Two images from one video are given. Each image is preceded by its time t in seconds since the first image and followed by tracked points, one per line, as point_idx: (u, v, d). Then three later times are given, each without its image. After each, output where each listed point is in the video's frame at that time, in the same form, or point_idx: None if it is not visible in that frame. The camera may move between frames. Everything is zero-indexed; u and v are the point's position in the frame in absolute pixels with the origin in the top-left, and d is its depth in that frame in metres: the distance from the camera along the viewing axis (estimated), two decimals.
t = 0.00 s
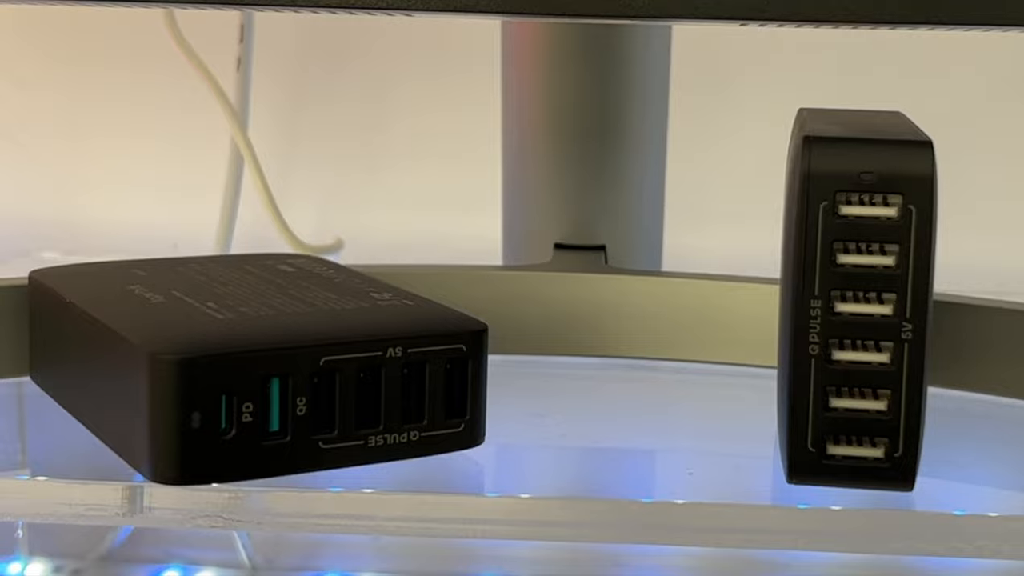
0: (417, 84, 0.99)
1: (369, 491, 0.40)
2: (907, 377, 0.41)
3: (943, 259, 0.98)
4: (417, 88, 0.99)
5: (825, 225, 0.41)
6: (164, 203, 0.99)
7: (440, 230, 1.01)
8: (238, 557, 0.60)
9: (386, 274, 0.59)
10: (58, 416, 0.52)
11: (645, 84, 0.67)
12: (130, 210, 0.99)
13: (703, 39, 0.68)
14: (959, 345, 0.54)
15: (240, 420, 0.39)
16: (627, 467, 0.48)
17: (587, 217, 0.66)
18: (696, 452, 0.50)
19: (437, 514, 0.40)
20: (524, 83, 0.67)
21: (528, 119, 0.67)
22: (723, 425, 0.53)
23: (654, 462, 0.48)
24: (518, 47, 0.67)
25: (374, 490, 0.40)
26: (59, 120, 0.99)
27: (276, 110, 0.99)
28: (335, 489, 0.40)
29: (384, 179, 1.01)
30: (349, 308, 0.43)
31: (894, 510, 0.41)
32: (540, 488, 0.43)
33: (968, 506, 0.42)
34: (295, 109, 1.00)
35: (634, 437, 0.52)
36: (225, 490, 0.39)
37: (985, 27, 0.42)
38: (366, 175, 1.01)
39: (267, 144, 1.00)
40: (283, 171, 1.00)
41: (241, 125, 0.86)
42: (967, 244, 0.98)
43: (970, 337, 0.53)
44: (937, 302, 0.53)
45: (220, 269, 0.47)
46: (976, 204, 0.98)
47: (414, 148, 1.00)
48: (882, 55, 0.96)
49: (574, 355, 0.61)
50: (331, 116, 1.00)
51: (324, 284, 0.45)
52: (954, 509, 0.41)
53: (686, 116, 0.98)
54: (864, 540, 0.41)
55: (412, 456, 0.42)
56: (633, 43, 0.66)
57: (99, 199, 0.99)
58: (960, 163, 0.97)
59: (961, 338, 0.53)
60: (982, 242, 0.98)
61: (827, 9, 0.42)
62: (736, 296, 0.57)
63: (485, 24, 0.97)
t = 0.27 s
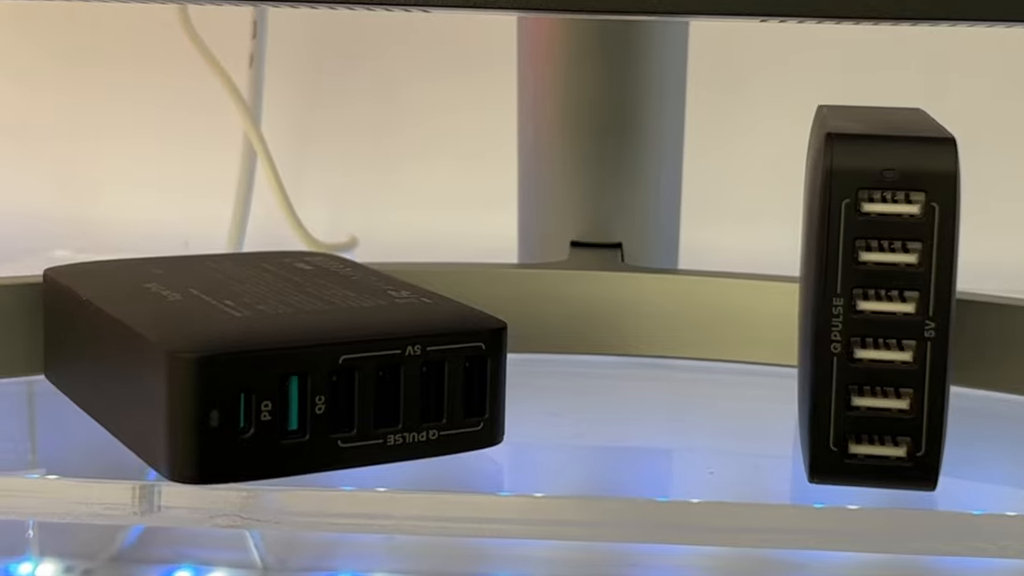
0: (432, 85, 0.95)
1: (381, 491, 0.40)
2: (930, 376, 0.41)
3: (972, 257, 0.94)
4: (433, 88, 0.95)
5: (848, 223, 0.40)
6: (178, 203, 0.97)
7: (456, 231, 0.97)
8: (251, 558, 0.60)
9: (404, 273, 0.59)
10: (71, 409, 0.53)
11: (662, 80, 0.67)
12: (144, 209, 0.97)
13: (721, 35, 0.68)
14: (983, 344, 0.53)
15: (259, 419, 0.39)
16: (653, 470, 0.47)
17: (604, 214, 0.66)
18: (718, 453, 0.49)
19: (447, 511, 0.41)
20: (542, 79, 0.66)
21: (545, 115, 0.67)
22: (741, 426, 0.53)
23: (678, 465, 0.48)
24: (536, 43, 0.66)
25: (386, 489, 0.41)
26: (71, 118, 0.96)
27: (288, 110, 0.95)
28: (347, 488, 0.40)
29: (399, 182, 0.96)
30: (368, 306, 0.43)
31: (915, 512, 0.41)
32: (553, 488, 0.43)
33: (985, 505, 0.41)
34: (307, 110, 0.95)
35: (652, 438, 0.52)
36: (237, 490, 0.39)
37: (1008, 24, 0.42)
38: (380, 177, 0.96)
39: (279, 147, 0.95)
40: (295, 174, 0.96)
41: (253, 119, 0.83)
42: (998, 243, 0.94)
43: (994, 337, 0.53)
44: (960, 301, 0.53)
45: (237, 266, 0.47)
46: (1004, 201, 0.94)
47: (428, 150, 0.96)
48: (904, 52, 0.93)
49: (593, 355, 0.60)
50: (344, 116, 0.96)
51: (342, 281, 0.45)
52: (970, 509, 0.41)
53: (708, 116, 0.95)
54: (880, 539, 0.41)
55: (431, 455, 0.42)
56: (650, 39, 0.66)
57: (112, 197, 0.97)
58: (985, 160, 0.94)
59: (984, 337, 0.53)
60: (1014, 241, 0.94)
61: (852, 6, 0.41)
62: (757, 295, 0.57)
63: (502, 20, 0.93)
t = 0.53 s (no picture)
0: (447, 82, 0.93)
1: (394, 489, 0.40)
2: (953, 374, 0.40)
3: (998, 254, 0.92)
4: (448, 85, 0.93)
5: (870, 220, 0.40)
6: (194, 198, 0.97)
7: (468, 228, 0.96)
8: (264, 557, 0.59)
9: (421, 270, 0.59)
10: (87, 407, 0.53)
11: (680, 76, 0.65)
12: (160, 206, 0.97)
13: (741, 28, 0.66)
14: (1004, 343, 0.53)
15: (278, 417, 0.39)
16: (667, 468, 0.47)
17: (620, 211, 0.65)
18: (738, 452, 0.49)
19: (475, 515, 0.40)
20: (559, 75, 0.65)
21: (563, 111, 0.66)
22: (758, 426, 0.53)
23: (693, 463, 0.47)
24: (554, 39, 0.65)
25: (400, 488, 0.40)
26: (85, 115, 0.96)
27: (301, 107, 0.94)
28: (360, 488, 0.40)
29: (413, 179, 0.96)
30: (386, 304, 0.42)
31: (937, 511, 0.40)
32: (571, 486, 0.43)
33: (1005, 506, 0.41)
34: (319, 106, 0.94)
35: (667, 436, 0.51)
36: (245, 488, 0.39)
37: None
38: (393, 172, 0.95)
39: (291, 144, 0.94)
40: (307, 172, 0.95)
41: (267, 112, 0.82)
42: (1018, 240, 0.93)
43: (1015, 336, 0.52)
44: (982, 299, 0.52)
45: (254, 264, 0.46)
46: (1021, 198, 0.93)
47: (440, 146, 0.95)
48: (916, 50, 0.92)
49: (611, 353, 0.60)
50: (358, 113, 0.95)
51: (359, 279, 0.45)
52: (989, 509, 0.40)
53: (723, 114, 0.94)
54: (901, 539, 0.40)
55: (450, 453, 0.41)
56: (667, 34, 0.65)
57: (127, 194, 0.96)
58: (1007, 156, 0.93)
59: (1005, 335, 0.53)
60: None
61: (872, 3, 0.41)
62: (778, 293, 0.57)
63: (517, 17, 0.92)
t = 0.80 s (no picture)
0: (462, 79, 0.92)
1: (406, 487, 0.40)
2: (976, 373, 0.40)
3: None
4: (462, 82, 0.92)
5: (893, 217, 0.40)
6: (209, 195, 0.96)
7: (482, 226, 0.95)
8: (277, 558, 0.59)
9: (438, 268, 0.59)
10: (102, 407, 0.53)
11: (698, 72, 0.65)
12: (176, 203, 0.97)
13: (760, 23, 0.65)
14: None
15: (297, 416, 0.38)
16: (687, 467, 0.46)
17: (637, 208, 0.65)
18: (761, 453, 0.49)
19: (495, 513, 0.40)
20: (578, 72, 0.64)
21: (580, 108, 0.65)
22: (776, 425, 0.52)
23: (713, 462, 0.47)
24: (571, 36, 0.64)
25: (412, 487, 0.40)
26: (99, 110, 0.95)
27: (314, 103, 0.93)
28: (369, 485, 0.40)
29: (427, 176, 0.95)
30: (405, 302, 0.42)
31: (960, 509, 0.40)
32: (587, 485, 0.43)
33: None
34: (332, 103, 0.93)
35: (684, 434, 0.51)
36: (264, 488, 0.39)
37: None
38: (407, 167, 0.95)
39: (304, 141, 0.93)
40: (320, 169, 0.94)
41: (282, 107, 0.81)
42: None
43: None
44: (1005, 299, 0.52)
45: (271, 263, 0.46)
46: None
47: (454, 142, 0.94)
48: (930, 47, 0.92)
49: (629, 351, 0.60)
50: (372, 109, 0.93)
51: (377, 277, 0.45)
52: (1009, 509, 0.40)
53: (739, 112, 0.92)
54: (924, 539, 0.40)
55: (469, 452, 0.41)
56: (685, 31, 0.64)
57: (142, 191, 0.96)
58: None
59: None
60: None
61: None
62: (798, 291, 0.57)
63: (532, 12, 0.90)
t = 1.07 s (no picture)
0: (477, 76, 0.92)
1: (421, 485, 0.40)
2: (1001, 371, 0.40)
3: None
4: (477, 77, 0.92)
5: (916, 214, 0.39)
6: (217, 194, 0.94)
7: (498, 222, 0.95)
8: (290, 558, 0.59)
9: (455, 265, 0.58)
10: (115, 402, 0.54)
11: (716, 67, 0.64)
12: (182, 201, 0.94)
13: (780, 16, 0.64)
14: None
15: (317, 414, 0.38)
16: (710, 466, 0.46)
17: (654, 205, 0.65)
18: (782, 451, 0.48)
19: (512, 512, 0.40)
20: (593, 67, 0.64)
21: (597, 103, 0.65)
22: (795, 424, 0.52)
23: (735, 462, 0.47)
24: (588, 31, 0.64)
25: (429, 485, 0.40)
26: (105, 108, 0.93)
27: (327, 99, 0.92)
28: (385, 484, 0.40)
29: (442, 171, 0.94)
30: (423, 300, 0.42)
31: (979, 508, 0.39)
32: (603, 483, 0.42)
33: None
34: (345, 97, 0.93)
35: (701, 433, 0.51)
36: (282, 486, 0.38)
37: None
38: (422, 163, 0.94)
39: (316, 135, 0.93)
40: (334, 164, 0.94)
41: (295, 102, 0.80)
42: None
43: None
44: None
45: (288, 260, 0.46)
46: None
47: (469, 138, 0.93)
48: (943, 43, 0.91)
49: (648, 349, 0.60)
50: (385, 103, 0.93)
51: (394, 274, 0.45)
52: None
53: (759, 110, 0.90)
54: (943, 538, 0.39)
55: (489, 451, 0.41)
56: (703, 26, 0.63)
57: (148, 189, 0.94)
58: None
59: None
60: None
61: None
62: (815, 287, 0.57)
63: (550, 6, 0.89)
